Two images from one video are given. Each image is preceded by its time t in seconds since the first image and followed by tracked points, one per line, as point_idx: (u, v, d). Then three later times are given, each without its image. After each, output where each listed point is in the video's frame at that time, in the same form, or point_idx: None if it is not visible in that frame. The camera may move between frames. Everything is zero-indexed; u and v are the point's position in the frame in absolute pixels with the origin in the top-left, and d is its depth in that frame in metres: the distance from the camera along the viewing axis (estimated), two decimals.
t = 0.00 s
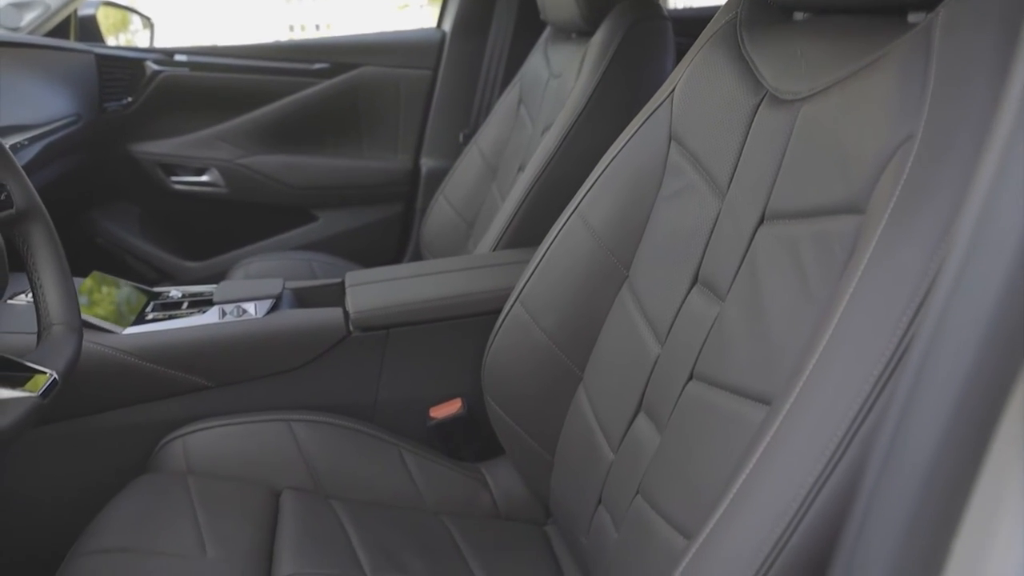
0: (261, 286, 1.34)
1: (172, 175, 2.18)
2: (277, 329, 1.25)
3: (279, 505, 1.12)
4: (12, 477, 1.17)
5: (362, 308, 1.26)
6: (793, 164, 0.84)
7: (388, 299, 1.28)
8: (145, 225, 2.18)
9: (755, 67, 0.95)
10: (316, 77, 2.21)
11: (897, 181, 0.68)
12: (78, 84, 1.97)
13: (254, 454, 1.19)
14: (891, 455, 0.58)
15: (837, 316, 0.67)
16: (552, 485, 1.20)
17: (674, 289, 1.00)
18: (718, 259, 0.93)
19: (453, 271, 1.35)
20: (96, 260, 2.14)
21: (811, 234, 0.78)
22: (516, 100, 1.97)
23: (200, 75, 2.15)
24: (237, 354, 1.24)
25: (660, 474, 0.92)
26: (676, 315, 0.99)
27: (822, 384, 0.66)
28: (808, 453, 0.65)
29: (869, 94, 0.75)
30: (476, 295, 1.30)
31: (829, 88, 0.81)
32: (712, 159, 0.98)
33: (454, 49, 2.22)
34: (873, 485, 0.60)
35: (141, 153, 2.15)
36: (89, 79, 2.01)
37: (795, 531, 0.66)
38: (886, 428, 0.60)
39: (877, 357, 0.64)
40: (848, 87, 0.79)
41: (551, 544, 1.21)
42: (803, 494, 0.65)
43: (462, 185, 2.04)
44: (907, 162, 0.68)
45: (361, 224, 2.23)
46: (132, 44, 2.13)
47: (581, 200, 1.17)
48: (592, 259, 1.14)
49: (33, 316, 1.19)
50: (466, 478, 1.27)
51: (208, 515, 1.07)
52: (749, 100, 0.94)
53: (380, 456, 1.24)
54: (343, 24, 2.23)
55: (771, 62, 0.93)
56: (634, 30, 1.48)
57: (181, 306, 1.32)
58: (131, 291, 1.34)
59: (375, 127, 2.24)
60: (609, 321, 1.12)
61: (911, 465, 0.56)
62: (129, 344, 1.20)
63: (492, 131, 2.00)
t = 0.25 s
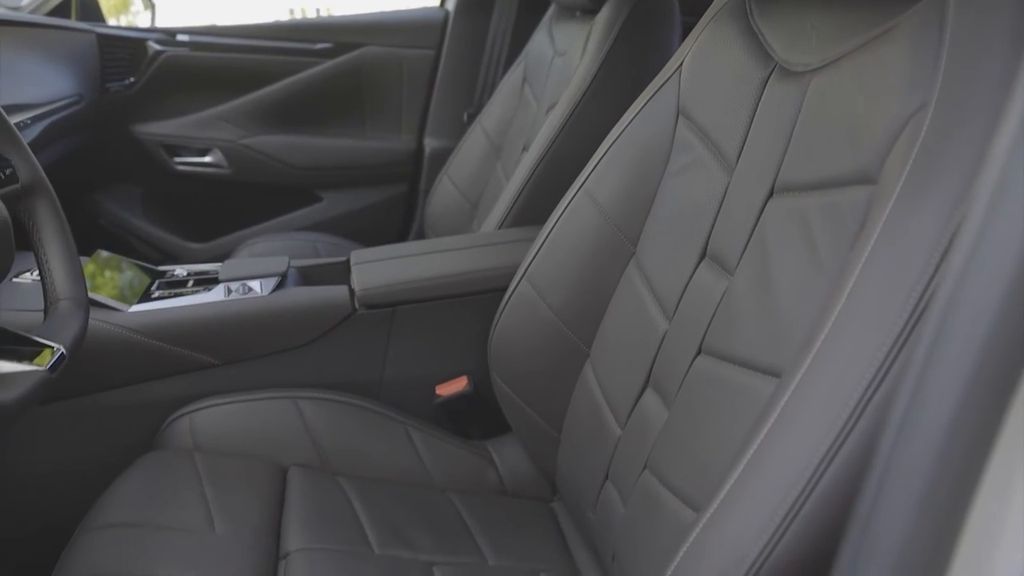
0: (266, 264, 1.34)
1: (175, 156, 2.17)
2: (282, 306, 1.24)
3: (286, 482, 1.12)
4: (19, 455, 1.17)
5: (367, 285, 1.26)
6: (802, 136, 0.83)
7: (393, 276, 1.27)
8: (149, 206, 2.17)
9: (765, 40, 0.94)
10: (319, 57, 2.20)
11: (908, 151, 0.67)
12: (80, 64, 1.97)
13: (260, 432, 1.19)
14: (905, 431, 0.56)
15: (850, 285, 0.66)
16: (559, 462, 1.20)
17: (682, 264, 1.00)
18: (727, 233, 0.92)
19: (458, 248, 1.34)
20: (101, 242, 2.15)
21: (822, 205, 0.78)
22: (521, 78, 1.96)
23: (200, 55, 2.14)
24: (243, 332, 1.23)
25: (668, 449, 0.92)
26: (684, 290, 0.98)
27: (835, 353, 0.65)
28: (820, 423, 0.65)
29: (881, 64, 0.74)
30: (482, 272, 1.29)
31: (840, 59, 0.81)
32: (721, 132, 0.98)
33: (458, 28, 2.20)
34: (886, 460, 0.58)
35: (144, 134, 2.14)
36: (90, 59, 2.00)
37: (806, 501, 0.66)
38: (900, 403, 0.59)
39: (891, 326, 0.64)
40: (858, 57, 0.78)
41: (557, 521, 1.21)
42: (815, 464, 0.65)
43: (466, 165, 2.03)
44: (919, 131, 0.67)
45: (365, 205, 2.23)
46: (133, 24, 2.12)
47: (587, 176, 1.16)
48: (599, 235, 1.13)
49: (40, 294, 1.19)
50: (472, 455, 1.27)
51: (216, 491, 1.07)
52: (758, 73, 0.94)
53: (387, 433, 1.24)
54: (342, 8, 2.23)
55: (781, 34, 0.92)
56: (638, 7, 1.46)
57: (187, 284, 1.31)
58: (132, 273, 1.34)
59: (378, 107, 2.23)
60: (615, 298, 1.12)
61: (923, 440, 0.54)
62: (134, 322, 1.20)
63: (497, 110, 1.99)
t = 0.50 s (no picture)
0: (271, 238, 1.32)
1: (178, 133, 2.17)
2: (287, 280, 1.24)
3: (293, 455, 1.13)
4: (25, 429, 1.17)
5: (373, 260, 1.26)
6: (813, 106, 0.83)
7: (399, 251, 1.27)
8: (152, 184, 2.16)
9: (775, 9, 0.93)
10: (321, 33, 2.19)
11: (922, 118, 0.66)
12: (82, 41, 1.96)
13: (267, 406, 1.19)
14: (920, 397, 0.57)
15: (865, 252, 0.66)
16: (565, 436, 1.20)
17: (690, 236, 0.99)
18: (736, 204, 0.92)
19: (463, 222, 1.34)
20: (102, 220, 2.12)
21: (833, 175, 0.77)
22: (525, 54, 1.94)
23: (201, 32, 2.12)
24: (249, 306, 1.23)
25: (675, 421, 0.92)
26: (692, 263, 0.98)
27: (848, 321, 0.65)
28: (833, 391, 0.65)
29: (894, 31, 0.74)
30: (488, 247, 1.29)
31: (852, 26, 0.80)
32: (730, 103, 0.97)
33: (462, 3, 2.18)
34: (901, 426, 0.58)
35: (146, 111, 2.13)
36: (92, 35, 1.99)
37: (817, 468, 0.65)
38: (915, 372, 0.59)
39: (904, 296, 0.63)
40: (871, 24, 0.77)
41: (564, 495, 1.21)
42: (827, 432, 0.65)
43: (470, 141, 2.02)
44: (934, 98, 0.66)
45: (369, 182, 2.22)
46: None
47: (594, 148, 1.15)
48: (606, 209, 1.13)
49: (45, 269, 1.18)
50: (478, 429, 1.27)
51: (224, 464, 1.07)
52: (768, 43, 0.93)
53: (393, 408, 1.24)
54: None
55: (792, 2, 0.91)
56: None
57: (191, 259, 1.29)
58: (132, 250, 1.30)
59: (381, 83, 2.22)
60: (623, 271, 1.11)
61: (938, 406, 0.54)
62: (139, 296, 1.19)
63: (501, 86, 1.98)
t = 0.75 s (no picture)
0: (277, 212, 1.31)
1: (181, 110, 2.15)
2: (294, 254, 1.23)
3: (302, 428, 1.12)
4: (33, 403, 1.17)
5: (380, 233, 1.25)
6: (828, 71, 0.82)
7: (405, 224, 1.26)
8: (156, 162, 2.14)
9: None
10: (326, 10, 2.20)
11: (942, 80, 0.65)
12: (83, 15, 1.94)
13: (274, 379, 1.19)
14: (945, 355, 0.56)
15: (882, 215, 0.65)
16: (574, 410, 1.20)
17: (700, 206, 0.98)
18: (748, 172, 0.91)
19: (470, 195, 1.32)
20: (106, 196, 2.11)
21: (848, 140, 0.76)
22: (531, 28, 1.92)
23: (203, 7, 2.12)
24: (255, 279, 1.23)
25: (687, 391, 0.91)
26: (703, 232, 0.97)
27: (867, 284, 0.64)
28: (851, 354, 0.64)
29: None
30: (495, 220, 1.28)
31: None
32: (742, 71, 0.96)
33: None
34: (920, 387, 0.57)
35: (148, 87, 2.12)
36: (93, 10, 1.97)
37: (835, 432, 0.65)
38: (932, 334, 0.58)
39: (922, 258, 0.62)
40: None
41: (572, 468, 1.21)
42: (844, 396, 0.64)
43: (475, 117, 2.00)
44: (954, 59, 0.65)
45: (373, 159, 2.20)
46: None
47: (604, 118, 1.14)
48: (615, 179, 1.12)
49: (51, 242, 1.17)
50: (486, 403, 1.27)
51: (232, 437, 1.06)
52: (781, 9, 0.92)
53: (401, 381, 1.23)
54: None
55: None
56: None
57: (198, 233, 1.29)
58: (133, 227, 1.28)
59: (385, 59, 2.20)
60: (633, 242, 1.10)
61: (955, 366, 0.53)
62: (146, 270, 1.19)
63: (507, 61, 1.96)
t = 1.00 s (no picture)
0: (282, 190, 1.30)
1: (183, 91, 2.13)
2: (299, 233, 1.23)
3: (308, 407, 1.12)
4: (37, 383, 1.16)
5: (385, 211, 1.24)
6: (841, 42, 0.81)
7: (410, 202, 1.25)
8: (159, 145, 2.13)
9: None
10: None
11: (959, 48, 0.64)
12: None
13: (280, 358, 1.18)
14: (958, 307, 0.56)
15: (898, 184, 0.64)
16: (581, 389, 1.19)
17: (709, 182, 0.98)
18: (757, 147, 0.90)
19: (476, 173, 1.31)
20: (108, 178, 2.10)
21: (862, 112, 0.76)
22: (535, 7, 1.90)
23: None
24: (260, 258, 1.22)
25: (695, 367, 0.91)
26: (711, 208, 0.96)
27: (883, 252, 0.63)
28: (867, 324, 0.63)
29: None
30: (501, 198, 1.27)
31: None
32: (751, 44, 0.95)
33: None
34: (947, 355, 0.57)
35: (149, 68, 2.09)
36: None
37: (850, 404, 0.63)
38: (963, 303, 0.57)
39: (940, 225, 0.61)
40: None
41: (578, 447, 1.21)
42: (860, 367, 0.63)
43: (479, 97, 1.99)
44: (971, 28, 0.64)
45: (376, 141, 2.19)
46: None
47: (612, 94, 1.12)
48: (622, 156, 1.10)
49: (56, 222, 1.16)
50: (493, 383, 1.26)
51: (238, 415, 1.06)
52: None
53: (407, 360, 1.23)
54: None
55: None
56: None
57: (202, 213, 1.28)
58: (135, 209, 1.26)
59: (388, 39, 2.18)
60: (640, 220, 1.09)
61: (989, 332, 0.52)
62: (150, 249, 1.18)
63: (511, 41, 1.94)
